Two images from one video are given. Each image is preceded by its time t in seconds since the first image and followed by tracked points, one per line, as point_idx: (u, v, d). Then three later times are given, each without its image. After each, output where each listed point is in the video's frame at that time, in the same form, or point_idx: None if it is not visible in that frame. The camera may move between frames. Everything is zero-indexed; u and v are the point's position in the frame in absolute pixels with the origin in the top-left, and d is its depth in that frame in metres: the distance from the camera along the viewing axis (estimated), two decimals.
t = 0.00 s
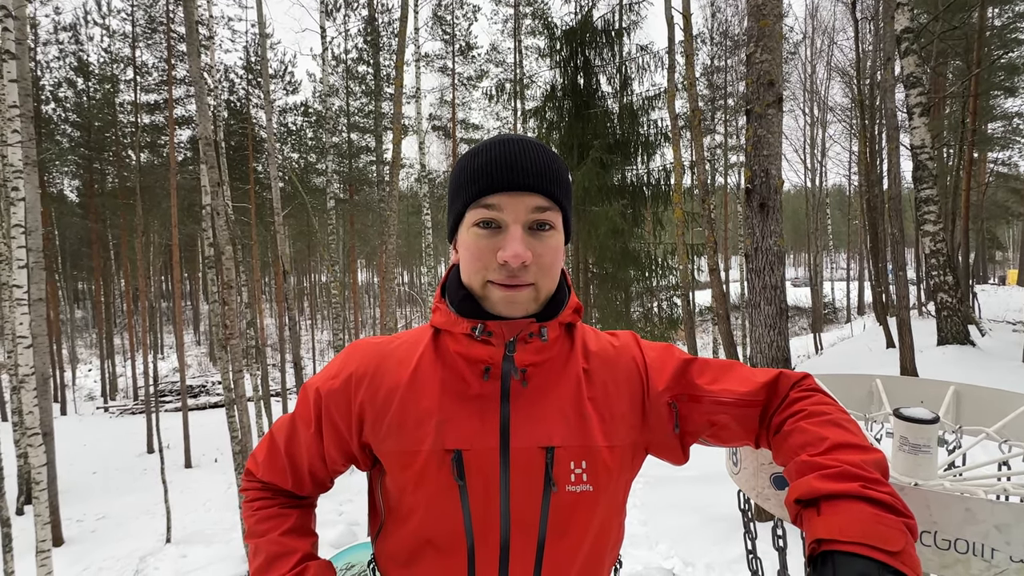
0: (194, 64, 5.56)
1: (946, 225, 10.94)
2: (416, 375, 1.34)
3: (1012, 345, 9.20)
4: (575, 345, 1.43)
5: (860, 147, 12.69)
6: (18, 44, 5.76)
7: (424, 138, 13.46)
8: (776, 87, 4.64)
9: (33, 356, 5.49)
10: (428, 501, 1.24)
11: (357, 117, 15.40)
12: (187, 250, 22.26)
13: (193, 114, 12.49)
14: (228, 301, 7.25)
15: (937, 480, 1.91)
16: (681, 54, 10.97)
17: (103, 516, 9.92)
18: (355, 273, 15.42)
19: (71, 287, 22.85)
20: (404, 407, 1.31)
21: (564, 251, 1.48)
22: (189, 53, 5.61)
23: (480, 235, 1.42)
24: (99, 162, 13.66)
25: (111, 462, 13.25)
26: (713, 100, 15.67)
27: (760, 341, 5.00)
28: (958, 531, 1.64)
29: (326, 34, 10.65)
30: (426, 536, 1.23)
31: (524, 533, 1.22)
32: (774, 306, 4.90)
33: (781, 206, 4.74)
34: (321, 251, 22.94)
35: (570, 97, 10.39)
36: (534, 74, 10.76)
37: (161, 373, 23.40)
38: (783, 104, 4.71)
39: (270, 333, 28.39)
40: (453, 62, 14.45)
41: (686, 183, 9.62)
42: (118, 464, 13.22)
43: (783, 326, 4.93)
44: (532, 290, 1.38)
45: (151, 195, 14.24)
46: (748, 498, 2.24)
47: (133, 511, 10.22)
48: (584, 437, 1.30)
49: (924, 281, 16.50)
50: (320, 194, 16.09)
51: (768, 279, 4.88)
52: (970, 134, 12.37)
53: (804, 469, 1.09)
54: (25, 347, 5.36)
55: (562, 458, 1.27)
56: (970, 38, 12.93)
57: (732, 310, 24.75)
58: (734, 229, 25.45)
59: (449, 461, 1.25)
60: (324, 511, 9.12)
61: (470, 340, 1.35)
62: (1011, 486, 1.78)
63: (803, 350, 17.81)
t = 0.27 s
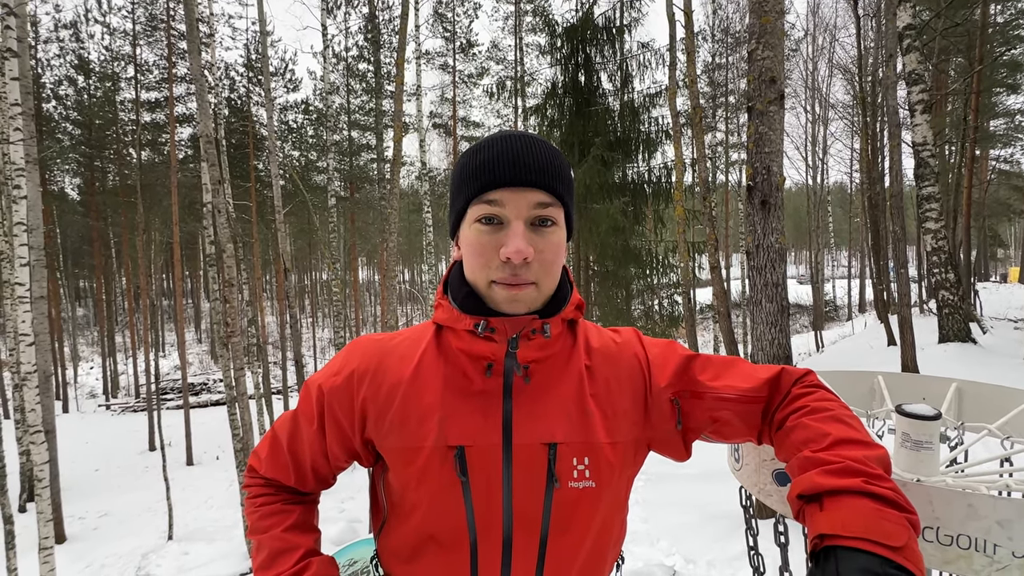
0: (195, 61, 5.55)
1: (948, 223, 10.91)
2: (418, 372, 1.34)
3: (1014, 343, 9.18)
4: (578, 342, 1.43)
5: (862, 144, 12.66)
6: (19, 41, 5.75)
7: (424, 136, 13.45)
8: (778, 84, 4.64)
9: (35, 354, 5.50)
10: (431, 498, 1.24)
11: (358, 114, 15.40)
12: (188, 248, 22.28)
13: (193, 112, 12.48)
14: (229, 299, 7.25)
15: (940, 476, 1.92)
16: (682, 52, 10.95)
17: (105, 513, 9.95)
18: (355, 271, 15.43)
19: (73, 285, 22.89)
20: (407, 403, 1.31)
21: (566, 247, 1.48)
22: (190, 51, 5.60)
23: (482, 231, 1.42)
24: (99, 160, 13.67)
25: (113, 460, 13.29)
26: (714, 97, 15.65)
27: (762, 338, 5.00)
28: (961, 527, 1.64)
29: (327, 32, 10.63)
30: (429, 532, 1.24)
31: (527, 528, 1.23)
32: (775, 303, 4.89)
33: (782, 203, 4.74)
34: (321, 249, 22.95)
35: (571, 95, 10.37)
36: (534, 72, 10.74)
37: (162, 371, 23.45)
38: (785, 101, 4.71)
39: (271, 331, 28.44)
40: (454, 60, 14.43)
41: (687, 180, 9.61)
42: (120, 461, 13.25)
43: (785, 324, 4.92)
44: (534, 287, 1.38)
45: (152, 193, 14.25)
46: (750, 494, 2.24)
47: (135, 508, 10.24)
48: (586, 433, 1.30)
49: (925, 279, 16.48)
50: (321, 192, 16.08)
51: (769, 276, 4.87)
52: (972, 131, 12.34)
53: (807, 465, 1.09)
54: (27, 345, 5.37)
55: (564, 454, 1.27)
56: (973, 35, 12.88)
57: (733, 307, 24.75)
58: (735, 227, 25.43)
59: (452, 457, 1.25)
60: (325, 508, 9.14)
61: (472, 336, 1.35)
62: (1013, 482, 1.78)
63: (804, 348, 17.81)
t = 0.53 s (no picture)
0: (195, 59, 5.54)
1: (948, 222, 10.91)
2: (421, 371, 1.35)
3: (1014, 341, 9.19)
4: (579, 341, 1.43)
5: (862, 143, 12.65)
6: (20, 40, 5.75)
7: (424, 134, 13.43)
8: (779, 83, 4.63)
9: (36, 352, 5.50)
10: (433, 497, 1.24)
11: (358, 113, 15.39)
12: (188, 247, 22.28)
13: (193, 110, 12.47)
14: (229, 298, 7.24)
15: (940, 475, 1.92)
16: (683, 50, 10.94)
17: (106, 511, 9.97)
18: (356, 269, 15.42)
19: (73, 283, 22.90)
20: (408, 402, 1.31)
21: (568, 246, 1.48)
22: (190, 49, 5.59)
23: (485, 230, 1.43)
24: (99, 158, 13.67)
25: (114, 458, 13.32)
26: (714, 96, 15.64)
27: (762, 337, 5.00)
28: (962, 525, 1.64)
29: (327, 29, 10.61)
30: (431, 530, 1.24)
31: (528, 527, 1.23)
32: (776, 302, 4.89)
33: (782, 202, 4.74)
34: (321, 247, 22.94)
35: (571, 93, 10.35)
36: (534, 70, 10.73)
37: (162, 369, 23.48)
38: (785, 100, 4.70)
39: (271, 329, 28.45)
40: (454, 58, 14.41)
41: (687, 179, 9.60)
42: (121, 459, 13.26)
43: (785, 322, 4.92)
44: (536, 286, 1.39)
45: (151, 191, 14.25)
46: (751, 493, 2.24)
47: (136, 506, 10.26)
48: (588, 432, 1.30)
49: (925, 277, 16.47)
50: (321, 190, 16.08)
51: (770, 275, 4.87)
52: (972, 129, 12.33)
53: (808, 463, 1.09)
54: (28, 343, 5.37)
55: (566, 452, 1.27)
56: (973, 34, 12.86)
57: (733, 306, 24.76)
58: (735, 226, 25.44)
59: (454, 456, 1.25)
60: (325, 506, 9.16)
61: (475, 334, 1.35)
62: (1014, 480, 1.78)
63: (804, 346, 17.82)
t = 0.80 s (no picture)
0: (193, 55, 5.51)
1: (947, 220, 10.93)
2: (421, 367, 1.34)
3: (1013, 339, 9.20)
4: (579, 337, 1.43)
5: (861, 141, 12.64)
6: (18, 36, 5.72)
7: (423, 132, 13.40)
8: (779, 80, 4.63)
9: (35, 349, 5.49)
10: (433, 492, 1.24)
11: (357, 110, 15.35)
12: (186, 244, 22.24)
13: (192, 107, 12.43)
14: (228, 295, 7.23)
15: (940, 471, 1.92)
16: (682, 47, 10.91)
17: (105, 508, 9.97)
18: (355, 266, 15.40)
19: (71, 281, 22.85)
20: (408, 398, 1.31)
21: (569, 242, 1.48)
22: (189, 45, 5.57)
23: (485, 225, 1.42)
24: (97, 155, 13.63)
25: (113, 455, 13.31)
26: (714, 93, 15.61)
27: (761, 334, 5.01)
28: (961, 521, 1.64)
29: (326, 26, 10.57)
30: (431, 526, 1.24)
31: (528, 522, 1.23)
32: (775, 299, 4.89)
33: (782, 199, 4.73)
34: (320, 245, 22.92)
35: (571, 90, 10.32)
36: (534, 67, 10.70)
37: (161, 367, 23.48)
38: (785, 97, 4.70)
39: (270, 327, 28.42)
40: (453, 55, 14.38)
41: (687, 176, 9.59)
42: (120, 456, 13.26)
43: (785, 319, 4.92)
44: (536, 281, 1.39)
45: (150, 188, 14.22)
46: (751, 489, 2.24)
47: (135, 503, 10.26)
48: (588, 427, 1.30)
49: (925, 275, 16.48)
50: (320, 187, 16.05)
51: (769, 272, 4.87)
52: (972, 127, 12.32)
53: (809, 459, 1.09)
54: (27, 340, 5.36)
55: (566, 448, 1.27)
56: (974, 31, 12.84)
57: (732, 304, 24.79)
58: (735, 223, 25.46)
59: (454, 451, 1.25)
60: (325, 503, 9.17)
61: (475, 330, 1.35)
62: (1013, 476, 1.78)
63: (803, 344, 17.83)
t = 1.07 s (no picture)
0: (191, 53, 5.50)
1: (944, 219, 10.96)
2: (419, 364, 1.34)
3: (1010, 338, 9.22)
4: (577, 335, 1.43)
5: (859, 140, 12.65)
6: (14, 33, 5.70)
7: (422, 130, 13.39)
8: (777, 78, 4.62)
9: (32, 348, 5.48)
10: (432, 491, 1.24)
11: (355, 108, 15.32)
12: (184, 242, 22.19)
13: (189, 105, 12.40)
14: (226, 293, 7.21)
15: (938, 469, 1.93)
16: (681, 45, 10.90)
17: (103, 507, 9.96)
18: (353, 265, 15.39)
19: (69, 279, 22.80)
20: (406, 396, 1.31)
21: (567, 240, 1.48)
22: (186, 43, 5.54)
23: (483, 223, 1.42)
24: (95, 154, 13.60)
25: (110, 453, 13.29)
26: (712, 92, 15.62)
27: (759, 333, 5.01)
28: (960, 519, 1.65)
29: (324, 24, 10.54)
30: (429, 524, 1.24)
31: (526, 520, 1.23)
32: (773, 298, 4.89)
33: (780, 198, 4.73)
34: (318, 243, 22.90)
35: (569, 89, 10.31)
36: (532, 66, 10.67)
37: (159, 365, 23.46)
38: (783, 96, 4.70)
39: (269, 325, 28.40)
40: (451, 53, 14.36)
41: (685, 175, 9.59)
42: (118, 455, 13.24)
43: (783, 318, 4.93)
44: (535, 279, 1.38)
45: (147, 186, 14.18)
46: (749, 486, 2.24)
47: (133, 502, 10.25)
48: (586, 426, 1.31)
49: (922, 274, 16.52)
50: (318, 186, 16.05)
51: (767, 271, 4.87)
52: (970, 126, 12.35)
53: (807, 457, 1.09)
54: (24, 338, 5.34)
55: (564, 447, 1.27)
56: (971, 30, 12.87)
57: (730, 303, 24.82)
58: (733, 222, 25.49)
59: (452, 450, 1.25)
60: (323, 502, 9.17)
61: (472, 328, 1.35)
62: (1011, 474, 1.79)
63: (801, 342, 17.86)
